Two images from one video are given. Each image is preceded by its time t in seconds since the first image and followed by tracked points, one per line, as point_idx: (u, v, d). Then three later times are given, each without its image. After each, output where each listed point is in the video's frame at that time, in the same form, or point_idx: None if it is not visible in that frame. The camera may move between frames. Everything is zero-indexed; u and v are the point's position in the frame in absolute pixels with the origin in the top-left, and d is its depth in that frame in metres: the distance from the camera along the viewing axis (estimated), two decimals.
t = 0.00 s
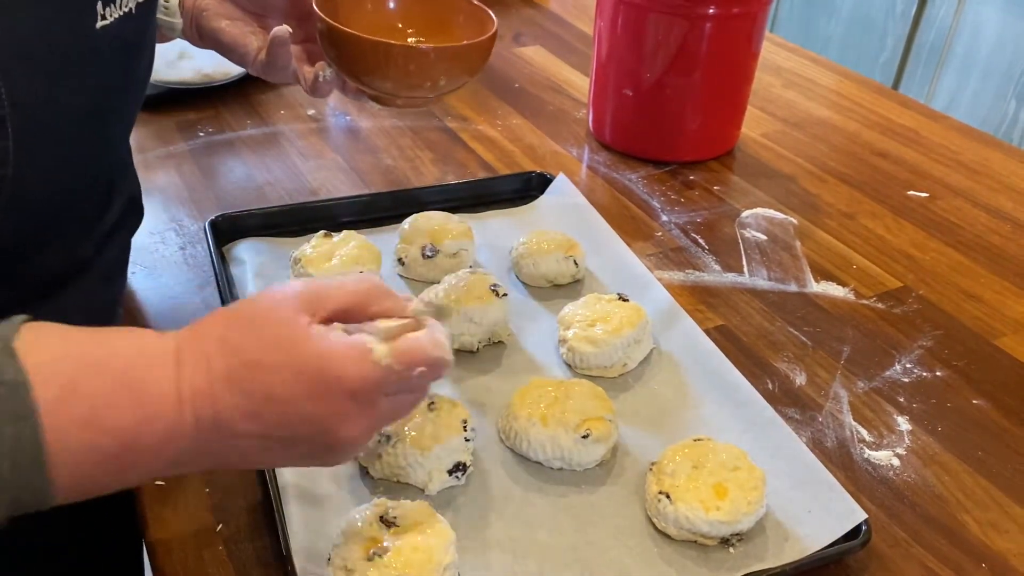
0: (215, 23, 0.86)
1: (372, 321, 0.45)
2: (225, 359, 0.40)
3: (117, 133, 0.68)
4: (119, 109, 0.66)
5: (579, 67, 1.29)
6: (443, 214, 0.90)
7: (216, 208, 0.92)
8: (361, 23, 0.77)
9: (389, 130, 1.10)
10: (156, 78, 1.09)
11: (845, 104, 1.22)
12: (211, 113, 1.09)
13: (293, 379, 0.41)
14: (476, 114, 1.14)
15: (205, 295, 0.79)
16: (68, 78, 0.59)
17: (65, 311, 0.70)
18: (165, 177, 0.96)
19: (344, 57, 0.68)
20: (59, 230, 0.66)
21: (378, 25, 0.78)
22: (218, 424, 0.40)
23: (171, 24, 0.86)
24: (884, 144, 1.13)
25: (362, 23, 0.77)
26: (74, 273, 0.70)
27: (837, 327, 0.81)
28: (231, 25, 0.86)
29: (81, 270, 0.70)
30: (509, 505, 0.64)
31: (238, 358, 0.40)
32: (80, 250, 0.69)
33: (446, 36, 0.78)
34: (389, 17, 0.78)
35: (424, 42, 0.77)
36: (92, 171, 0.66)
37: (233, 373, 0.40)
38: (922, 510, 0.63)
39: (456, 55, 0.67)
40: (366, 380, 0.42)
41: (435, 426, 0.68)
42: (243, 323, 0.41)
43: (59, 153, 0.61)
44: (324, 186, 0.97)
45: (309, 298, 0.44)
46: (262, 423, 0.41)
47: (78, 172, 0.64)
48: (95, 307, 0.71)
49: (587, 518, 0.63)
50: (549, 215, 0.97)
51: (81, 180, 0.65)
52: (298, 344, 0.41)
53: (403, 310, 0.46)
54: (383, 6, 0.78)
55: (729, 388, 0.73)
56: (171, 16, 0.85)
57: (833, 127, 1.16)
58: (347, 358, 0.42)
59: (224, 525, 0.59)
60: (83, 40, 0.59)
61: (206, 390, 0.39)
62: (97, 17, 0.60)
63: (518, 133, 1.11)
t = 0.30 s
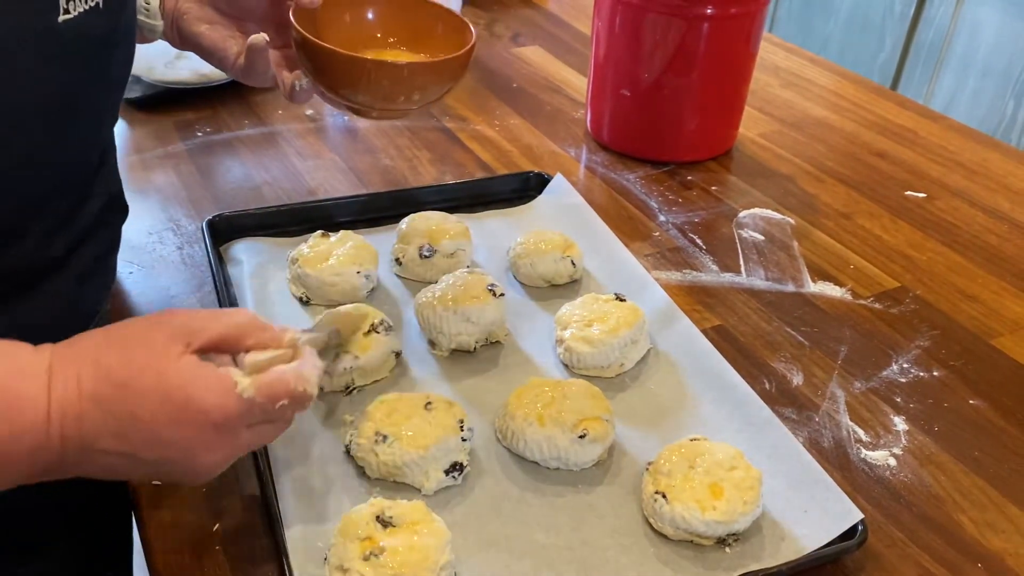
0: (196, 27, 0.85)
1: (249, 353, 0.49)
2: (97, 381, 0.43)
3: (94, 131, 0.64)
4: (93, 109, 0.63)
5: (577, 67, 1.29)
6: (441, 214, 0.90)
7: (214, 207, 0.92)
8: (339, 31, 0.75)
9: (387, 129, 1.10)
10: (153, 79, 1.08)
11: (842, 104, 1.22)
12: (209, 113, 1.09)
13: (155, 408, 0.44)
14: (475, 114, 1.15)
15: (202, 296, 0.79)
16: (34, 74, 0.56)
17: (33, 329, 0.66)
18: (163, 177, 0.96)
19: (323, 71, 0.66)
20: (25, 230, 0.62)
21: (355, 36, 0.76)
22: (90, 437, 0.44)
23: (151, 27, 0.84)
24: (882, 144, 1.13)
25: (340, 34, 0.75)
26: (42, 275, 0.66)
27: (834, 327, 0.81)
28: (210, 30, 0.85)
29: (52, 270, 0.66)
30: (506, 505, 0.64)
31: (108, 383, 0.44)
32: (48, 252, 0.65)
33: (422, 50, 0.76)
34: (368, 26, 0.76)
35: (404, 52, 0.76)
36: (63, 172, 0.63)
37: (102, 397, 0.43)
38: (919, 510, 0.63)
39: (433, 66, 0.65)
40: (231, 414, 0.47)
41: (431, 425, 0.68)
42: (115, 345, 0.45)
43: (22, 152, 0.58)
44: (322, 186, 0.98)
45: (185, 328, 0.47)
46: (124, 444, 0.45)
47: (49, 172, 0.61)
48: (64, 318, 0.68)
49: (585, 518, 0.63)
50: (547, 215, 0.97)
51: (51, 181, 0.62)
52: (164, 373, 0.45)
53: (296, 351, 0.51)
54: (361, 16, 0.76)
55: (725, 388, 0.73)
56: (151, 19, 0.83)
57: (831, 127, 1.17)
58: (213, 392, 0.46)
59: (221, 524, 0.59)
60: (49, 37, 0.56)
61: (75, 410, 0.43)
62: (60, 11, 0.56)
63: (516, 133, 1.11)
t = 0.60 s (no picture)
0: (190, 32, 0.85)
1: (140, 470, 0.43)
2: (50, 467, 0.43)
3: (76, 141, 0.63)
4: (79, 115, 0.62)
5: (576, 67, 1.29)
6: (440, 213, 0.90)
7: (212, 207, 0.92)
8: (329, 42, 0.74)
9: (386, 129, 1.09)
10: (153, 78, 1.09)
11: (842, 104, 1.22)
12: (208, 112, 1.09)
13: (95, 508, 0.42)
14: (474, 114, 1.14)
15: (200, 295, 0.79)
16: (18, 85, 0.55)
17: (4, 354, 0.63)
18: (161, 176, 0.96)
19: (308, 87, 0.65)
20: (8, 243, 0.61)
21: (346, 49, 0.75)
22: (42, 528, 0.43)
23: (149, 30, 0.86)
24: (882, 144, 1.13)
25: (329, 46, 0.74)
26: (24, 284, 0.64)
27: (833, 327, 0.81)
28: (205, 36, 0.85)
29: (33, 279, 0.64)
30: (505, 505, 0.64)
31: None
32: (30, 261, 0.63)
33: (414, 67, 0.75)
34: (358, 39, 0.75)
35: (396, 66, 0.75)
36: (52, 180, 0.62)
37: None
38: (919, 510, 0.63)
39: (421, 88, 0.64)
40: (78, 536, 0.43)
41: (430, 425, 0.68)
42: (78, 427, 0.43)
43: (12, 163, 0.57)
44: (322, 185, 0.97)
45: (164, 415, 0.44)
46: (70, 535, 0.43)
47: (42, 179, 0.61)
48: (39, 340, 0.65)
49: (585, 517, 0.63)
50: (547, 214, 0.97)
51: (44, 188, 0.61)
52: (117, 468, 0.42)
53: (294, 454, 0.44)
54: (351, 29, 0.75)
55: (725, 388, 0.73)
56: (150, 22, 0.86)
57: (831, 127, 1.16)
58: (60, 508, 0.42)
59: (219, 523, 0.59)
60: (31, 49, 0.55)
61: None
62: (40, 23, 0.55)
63: (516, 132, 1.11)
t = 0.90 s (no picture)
0: (200, 52, 0.83)
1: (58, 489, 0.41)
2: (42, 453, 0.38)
3: (81, 155, 0.62)
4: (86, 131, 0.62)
5: (575, 67, 1.29)
6: (439, 214, 0.90)
7: (211, 207, 0.92)
8: (334, 75, 0.74)
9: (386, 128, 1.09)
10: (152, 78, 1.09)
11: (840, 104, 1.22)
12: (207, 112, 1.09)
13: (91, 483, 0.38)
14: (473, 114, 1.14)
15: (199, 296, 0.79)
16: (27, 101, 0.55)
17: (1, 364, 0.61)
18: (160, 176, 0.96)
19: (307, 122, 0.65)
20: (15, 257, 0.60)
21: (351, 81, 0.75)
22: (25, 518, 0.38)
23: (159, 45, 0.85)
24: (880, 145, 1.13)
25: (335, 78, 0.74)
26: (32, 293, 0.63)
27: (831, 327, 0.81)
28: (215, 56, 0.83)
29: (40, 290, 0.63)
30: (504, 505, 0.64)
31: None
32: (37, 275, 0.62)
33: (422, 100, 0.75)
34: (364, 70, 0.75)
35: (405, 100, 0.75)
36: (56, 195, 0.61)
37: None
38: (916, 509, 0.63)
39: (420, 126, 0.62)
40: None
41: (428, 425, 0.68)
42: (69, 414, 0.39)
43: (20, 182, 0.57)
44: (321, 185, 0.97)
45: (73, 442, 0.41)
46: None
47: (46, 201, 0.61)
48: (40, 356, 0.64)
49: (583, 517, 0.63)
50: (545, 214, 0.97)
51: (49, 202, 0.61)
52: (112, 451, 0.38)
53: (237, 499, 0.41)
54: (357, 61, 0.75)
55: (723, 387, 0.73)
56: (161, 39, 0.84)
57: (829, 127, 1.17)
58: None
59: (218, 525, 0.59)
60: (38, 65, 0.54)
61: None
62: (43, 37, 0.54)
63: (515, 132, 1.11)
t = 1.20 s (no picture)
0: (220, 86, 0.79)
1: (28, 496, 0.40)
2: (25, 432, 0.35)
3: (100, 163, 0.62)
4: (103, 137, 0.61)
5: (573, 66, 1.29)
6: (437, 214, 0.90)
7: (210, 207, 0.92)
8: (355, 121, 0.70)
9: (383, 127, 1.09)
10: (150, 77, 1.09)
11: (837, 103, 1.22)
12: (205, 112, 1.09)
13: (132, 469, 0.33)
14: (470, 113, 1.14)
15: (197, 295, 0.79)
16: (42, 105, 0.54)
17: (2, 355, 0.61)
18: (159, 176, 0.96)
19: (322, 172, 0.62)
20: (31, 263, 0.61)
21: (373, 127, 0.71)
22: (5, 517, 0.33)
23: (181, 76, 0.81)
24: (878, 144, 1.13)
25: (356, 125, 0.71)
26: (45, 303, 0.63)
27: (829, 327, 0.81)
28: (235, 91, 0.79)
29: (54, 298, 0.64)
30: (502, 504, 0.64)
31: None
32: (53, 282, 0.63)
33: (451, 147, 0.71)
34: (385, 116, 0.71)
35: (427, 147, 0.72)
36: (74, 205, 0.61)
37: None
38: (913, 509, 0.63)
39: (446, 181, 0.60)
40: None
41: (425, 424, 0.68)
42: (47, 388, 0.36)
43: (33, 189, 0.56)
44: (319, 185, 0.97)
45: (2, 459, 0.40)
46: None
47: (62, 212, 0.60)
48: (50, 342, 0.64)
49: (581, 517, 0.63)
50: (543, 215, 0.97)
51: (58, 225, 0.60)
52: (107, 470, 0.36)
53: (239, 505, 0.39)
54: (378, 105, 0.71)
55: (721, 387, 0.73)
56: (182, 70, 0.80)
57: (827, 127, 1.17)
58: None
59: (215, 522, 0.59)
60: (55, 73, 0.54)
61: None
62: (68, 41, 0.54)
63: (512, 132, 1.11)
